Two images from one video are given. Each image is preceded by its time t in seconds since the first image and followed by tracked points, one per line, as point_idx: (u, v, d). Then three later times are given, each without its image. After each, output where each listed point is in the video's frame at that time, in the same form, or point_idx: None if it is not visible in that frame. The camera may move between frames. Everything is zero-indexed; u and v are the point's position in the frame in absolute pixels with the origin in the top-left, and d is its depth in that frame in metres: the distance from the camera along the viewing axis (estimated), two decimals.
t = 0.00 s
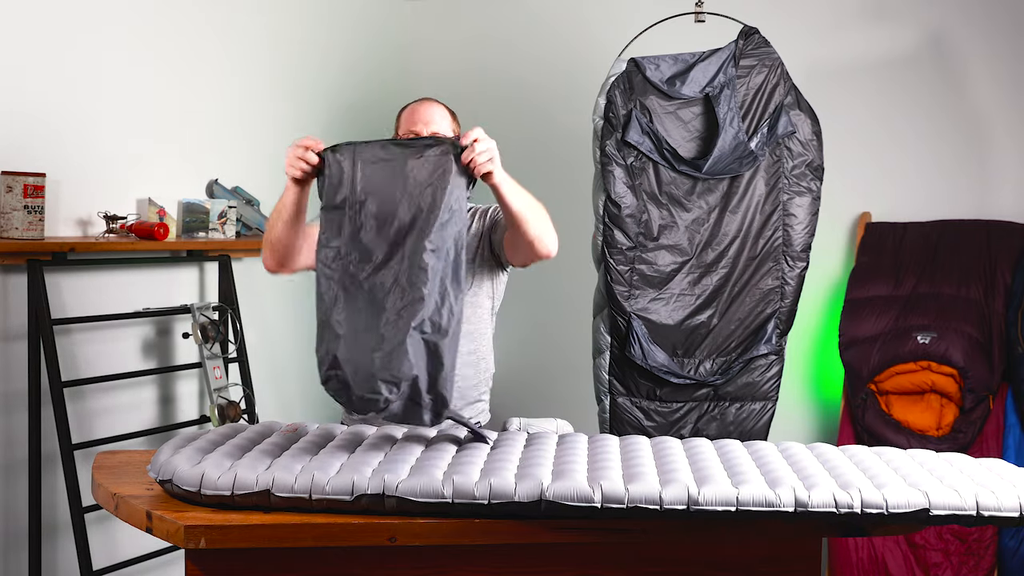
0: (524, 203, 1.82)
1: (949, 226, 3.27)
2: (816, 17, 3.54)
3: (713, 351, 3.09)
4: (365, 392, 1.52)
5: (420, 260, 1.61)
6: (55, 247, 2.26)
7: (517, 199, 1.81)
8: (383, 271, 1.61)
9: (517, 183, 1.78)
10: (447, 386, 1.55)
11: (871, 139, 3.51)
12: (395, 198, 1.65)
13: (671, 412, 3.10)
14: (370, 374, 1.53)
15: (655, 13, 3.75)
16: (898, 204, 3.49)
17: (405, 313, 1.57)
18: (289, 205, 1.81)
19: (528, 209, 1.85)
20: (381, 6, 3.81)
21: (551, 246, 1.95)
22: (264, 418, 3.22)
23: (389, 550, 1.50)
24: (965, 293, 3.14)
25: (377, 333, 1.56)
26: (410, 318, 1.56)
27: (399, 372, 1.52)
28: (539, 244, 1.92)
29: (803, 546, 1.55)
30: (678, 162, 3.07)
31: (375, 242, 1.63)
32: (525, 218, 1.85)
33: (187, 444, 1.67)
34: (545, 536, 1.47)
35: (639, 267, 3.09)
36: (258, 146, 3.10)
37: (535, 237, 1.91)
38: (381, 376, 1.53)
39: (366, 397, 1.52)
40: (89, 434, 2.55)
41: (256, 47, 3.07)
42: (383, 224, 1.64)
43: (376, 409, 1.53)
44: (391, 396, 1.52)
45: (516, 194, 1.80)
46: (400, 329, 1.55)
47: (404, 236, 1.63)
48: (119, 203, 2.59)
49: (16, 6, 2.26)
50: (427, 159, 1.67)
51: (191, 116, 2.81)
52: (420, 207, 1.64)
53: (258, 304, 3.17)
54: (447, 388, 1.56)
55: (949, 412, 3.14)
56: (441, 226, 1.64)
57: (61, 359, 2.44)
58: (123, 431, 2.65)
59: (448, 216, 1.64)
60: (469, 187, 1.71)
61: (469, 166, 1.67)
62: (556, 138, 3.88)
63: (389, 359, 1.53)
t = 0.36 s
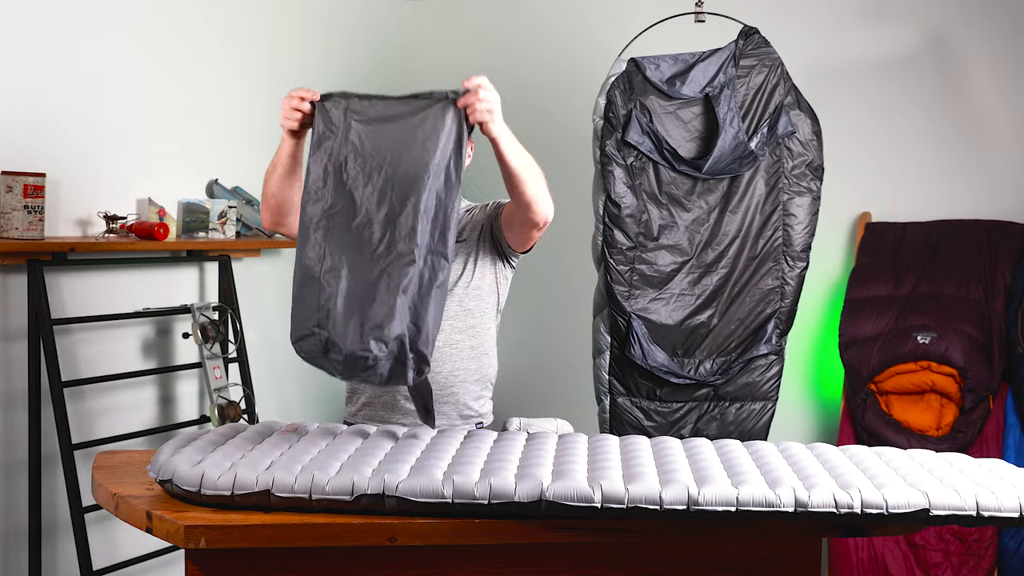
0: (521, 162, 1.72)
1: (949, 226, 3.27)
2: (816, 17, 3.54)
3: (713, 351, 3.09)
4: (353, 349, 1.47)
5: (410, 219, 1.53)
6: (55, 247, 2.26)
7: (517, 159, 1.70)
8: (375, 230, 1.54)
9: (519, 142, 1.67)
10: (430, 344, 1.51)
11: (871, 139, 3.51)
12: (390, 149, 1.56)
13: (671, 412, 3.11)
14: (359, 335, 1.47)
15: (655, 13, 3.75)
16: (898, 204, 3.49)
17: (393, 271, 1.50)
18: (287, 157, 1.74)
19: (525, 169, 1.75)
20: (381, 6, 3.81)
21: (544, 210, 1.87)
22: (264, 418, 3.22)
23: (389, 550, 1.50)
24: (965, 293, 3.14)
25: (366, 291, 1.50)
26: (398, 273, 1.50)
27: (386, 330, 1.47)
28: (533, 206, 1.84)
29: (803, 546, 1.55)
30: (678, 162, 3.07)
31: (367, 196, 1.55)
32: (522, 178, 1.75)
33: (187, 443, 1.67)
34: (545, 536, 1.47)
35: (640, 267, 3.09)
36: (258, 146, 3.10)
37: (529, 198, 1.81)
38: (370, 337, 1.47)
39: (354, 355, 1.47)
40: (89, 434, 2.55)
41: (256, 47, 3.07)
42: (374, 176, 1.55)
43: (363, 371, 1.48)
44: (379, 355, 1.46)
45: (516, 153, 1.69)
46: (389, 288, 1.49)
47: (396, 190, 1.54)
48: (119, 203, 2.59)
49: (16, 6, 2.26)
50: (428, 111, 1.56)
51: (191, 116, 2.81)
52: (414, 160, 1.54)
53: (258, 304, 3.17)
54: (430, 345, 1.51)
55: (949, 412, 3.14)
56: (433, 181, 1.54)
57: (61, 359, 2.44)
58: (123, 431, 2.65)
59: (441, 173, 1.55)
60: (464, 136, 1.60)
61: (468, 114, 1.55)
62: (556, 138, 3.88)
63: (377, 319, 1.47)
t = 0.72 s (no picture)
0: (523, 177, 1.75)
1: (950, 226, 3.27)
2: (816, 17, 3.54)
3: (713, 351, 3.10)
4: (287, 353, 1.47)
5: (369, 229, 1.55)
6: (55, 247, 2.26)
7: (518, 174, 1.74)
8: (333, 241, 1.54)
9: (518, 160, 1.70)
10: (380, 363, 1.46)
11: (872, 139, 3.51)
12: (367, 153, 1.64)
13: (671, 412, 3.11)
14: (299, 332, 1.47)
15: (655, 13, 3.75)
16: (898, 204, 3.48)
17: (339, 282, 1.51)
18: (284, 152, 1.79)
19: (527, 180, 1.78)
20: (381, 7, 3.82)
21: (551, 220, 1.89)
22: (265, 418, 3.22)
23: (390, 550, 1.50)
24: (966, 293, 3.14)
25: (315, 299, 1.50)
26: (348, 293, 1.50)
27: (326, 339, 1.47)
28: (538, 218, 1.86)
29: (804, 546, 1.55)
30: (678, 162, 3.07)
31: (333, 200, 1.58)
32: (525, 191, 1.78)
33: (187, 443, 1.67)
34: (545, 536, 1.47)
35: (640, 267, 3.09)
36: (258, 146, 3.10)
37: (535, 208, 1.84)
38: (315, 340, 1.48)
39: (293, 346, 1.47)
40: (89, 434, 2.55)
41: (256, 47, 3.07)
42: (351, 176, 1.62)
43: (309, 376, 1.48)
44: (314, 363, 1.47)
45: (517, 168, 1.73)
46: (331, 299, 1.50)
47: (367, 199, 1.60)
48: (119, 202, 2.59)
49: (17, 6, 2.26)
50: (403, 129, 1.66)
51: (191, 116, 2.81)
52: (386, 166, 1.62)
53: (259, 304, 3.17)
54: (385, 366, 1.47)
55: (949, 412, 3.14)
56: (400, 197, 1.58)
57: (61, 359, 2.44)
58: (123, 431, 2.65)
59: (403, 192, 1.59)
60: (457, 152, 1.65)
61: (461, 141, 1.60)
62: (556, 138, 3.88)
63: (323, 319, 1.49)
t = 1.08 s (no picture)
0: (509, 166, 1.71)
1: (949, 226, 3.27)
2: (815, 17, 3.54)
3: (713, 351, 3.10)
4: (330, 347, 1.50)
5: (393, 225, 1.55)
6: (55, 247, 2.26)
7: (503, 162, 1.69)
8: (349, 240, 1.54)
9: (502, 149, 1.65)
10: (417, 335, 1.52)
11: (871, 139, 3.51)
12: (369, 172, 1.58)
13: (671, 412, 3.11)
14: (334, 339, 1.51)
15: (655, 13, 3.75)
16: (898, 204, 3.48)
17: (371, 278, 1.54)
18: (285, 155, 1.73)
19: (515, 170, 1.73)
20: (381, 6, 3.82)
21: (542, 211, 1.84)
22: (264, 418, 3.22)
23: (390, 550, 1.50)
24: (966, 293, 3.14)
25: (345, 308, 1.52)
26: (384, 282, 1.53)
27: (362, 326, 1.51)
28: (527, 208, 1.82)
29: (804, 545, 1.55)
30: (678, 162, 3.07)
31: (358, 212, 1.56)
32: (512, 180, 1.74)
33: (187, 443, 1.67)
34: (544, 536, 1.47)
35: (640, 267, 3.09)
36: (258, 146, 3.11)
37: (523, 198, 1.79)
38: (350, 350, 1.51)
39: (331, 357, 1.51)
40: (89, 434, 2.55)
41: (256, 46, 3.07)
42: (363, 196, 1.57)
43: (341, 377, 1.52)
44: (355, 351, 1.51)
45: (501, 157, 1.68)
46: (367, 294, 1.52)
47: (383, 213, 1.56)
48: (119, 203, 2.59)
49: (17, 6, 2.26)
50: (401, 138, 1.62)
51: (191, 116, 2.81)
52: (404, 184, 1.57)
53: (258, 304, 3.17)
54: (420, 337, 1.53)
55: (949, 412, 3.14)
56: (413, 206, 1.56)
57: (61, 359, 2.44)
58: (123, 431, 2.65)
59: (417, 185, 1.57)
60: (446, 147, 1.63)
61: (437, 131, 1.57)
62: (556, 138, 3.88)
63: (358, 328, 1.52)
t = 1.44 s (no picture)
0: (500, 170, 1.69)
1: (949, 226, 3.27)
2: (815, 17, 3.54)
3: (713, 350, 3.10)
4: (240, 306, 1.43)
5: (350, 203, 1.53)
6: (55, 248, 2.26)
7: (495, 166, 1.67)
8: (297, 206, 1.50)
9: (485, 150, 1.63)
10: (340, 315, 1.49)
11: (872, 139, 3.51)
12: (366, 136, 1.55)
13: (671, 412, 3.11)
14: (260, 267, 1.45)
15: (655, 13, 3.75)
16: (898, 204, 3.48)
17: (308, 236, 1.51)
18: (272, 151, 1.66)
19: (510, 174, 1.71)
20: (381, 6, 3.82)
21: (538, 214, 1.81)
22: (265, 418, 3.22)
23: (390, 550, 1.50)
24: (966, 293, 3.14)
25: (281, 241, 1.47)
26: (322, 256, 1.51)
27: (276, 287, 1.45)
28: (521, 210, 1.78)
29: (804, 545, 1.55)
30: (678, 162, 3.07)
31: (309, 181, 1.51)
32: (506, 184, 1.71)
33: (187, 443, 1.67)
34: (544, 536, 1.47)
35: (640, 267, 3.09)
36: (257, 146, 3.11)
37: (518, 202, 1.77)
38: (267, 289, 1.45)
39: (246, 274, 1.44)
40: (89, 434, 2.55)
41: (256, 46, 3.07)
42: (336, 151, 1.52)
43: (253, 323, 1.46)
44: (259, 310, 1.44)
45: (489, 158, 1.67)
46: (292, 250, 1.48)
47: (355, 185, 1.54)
48: (119, 203, 2.59)
49: (17, 6, 2.26)
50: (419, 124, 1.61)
51: (191, 116, 2.81)
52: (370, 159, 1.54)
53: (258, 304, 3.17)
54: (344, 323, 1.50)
55: (949, 412, 3.14)
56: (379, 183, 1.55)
57: (61, 359, 2.44)
58: (123, 431, 2.65)
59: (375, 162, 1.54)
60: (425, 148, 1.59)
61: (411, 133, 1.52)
62: (556, 138, 3.88)
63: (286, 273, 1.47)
